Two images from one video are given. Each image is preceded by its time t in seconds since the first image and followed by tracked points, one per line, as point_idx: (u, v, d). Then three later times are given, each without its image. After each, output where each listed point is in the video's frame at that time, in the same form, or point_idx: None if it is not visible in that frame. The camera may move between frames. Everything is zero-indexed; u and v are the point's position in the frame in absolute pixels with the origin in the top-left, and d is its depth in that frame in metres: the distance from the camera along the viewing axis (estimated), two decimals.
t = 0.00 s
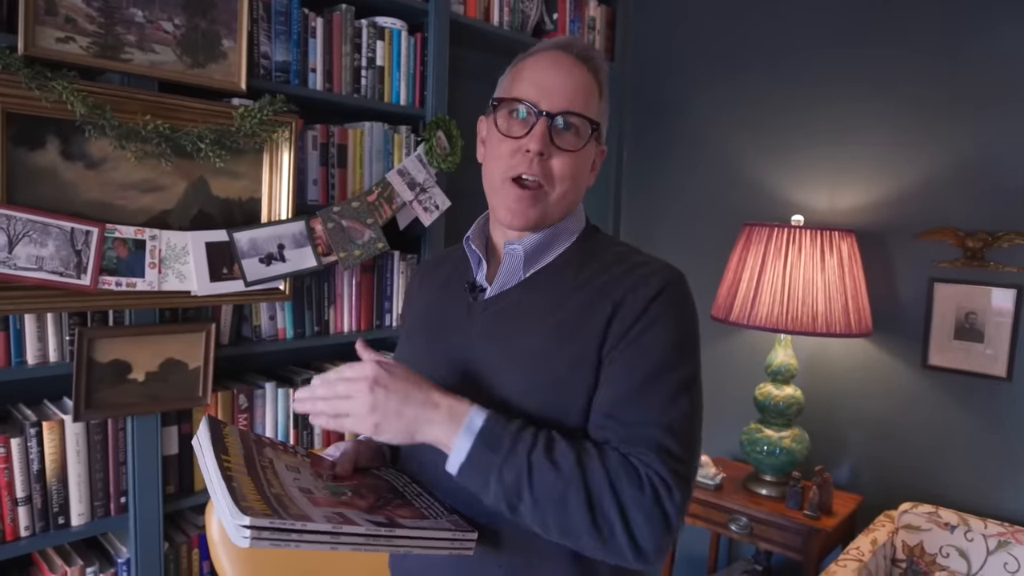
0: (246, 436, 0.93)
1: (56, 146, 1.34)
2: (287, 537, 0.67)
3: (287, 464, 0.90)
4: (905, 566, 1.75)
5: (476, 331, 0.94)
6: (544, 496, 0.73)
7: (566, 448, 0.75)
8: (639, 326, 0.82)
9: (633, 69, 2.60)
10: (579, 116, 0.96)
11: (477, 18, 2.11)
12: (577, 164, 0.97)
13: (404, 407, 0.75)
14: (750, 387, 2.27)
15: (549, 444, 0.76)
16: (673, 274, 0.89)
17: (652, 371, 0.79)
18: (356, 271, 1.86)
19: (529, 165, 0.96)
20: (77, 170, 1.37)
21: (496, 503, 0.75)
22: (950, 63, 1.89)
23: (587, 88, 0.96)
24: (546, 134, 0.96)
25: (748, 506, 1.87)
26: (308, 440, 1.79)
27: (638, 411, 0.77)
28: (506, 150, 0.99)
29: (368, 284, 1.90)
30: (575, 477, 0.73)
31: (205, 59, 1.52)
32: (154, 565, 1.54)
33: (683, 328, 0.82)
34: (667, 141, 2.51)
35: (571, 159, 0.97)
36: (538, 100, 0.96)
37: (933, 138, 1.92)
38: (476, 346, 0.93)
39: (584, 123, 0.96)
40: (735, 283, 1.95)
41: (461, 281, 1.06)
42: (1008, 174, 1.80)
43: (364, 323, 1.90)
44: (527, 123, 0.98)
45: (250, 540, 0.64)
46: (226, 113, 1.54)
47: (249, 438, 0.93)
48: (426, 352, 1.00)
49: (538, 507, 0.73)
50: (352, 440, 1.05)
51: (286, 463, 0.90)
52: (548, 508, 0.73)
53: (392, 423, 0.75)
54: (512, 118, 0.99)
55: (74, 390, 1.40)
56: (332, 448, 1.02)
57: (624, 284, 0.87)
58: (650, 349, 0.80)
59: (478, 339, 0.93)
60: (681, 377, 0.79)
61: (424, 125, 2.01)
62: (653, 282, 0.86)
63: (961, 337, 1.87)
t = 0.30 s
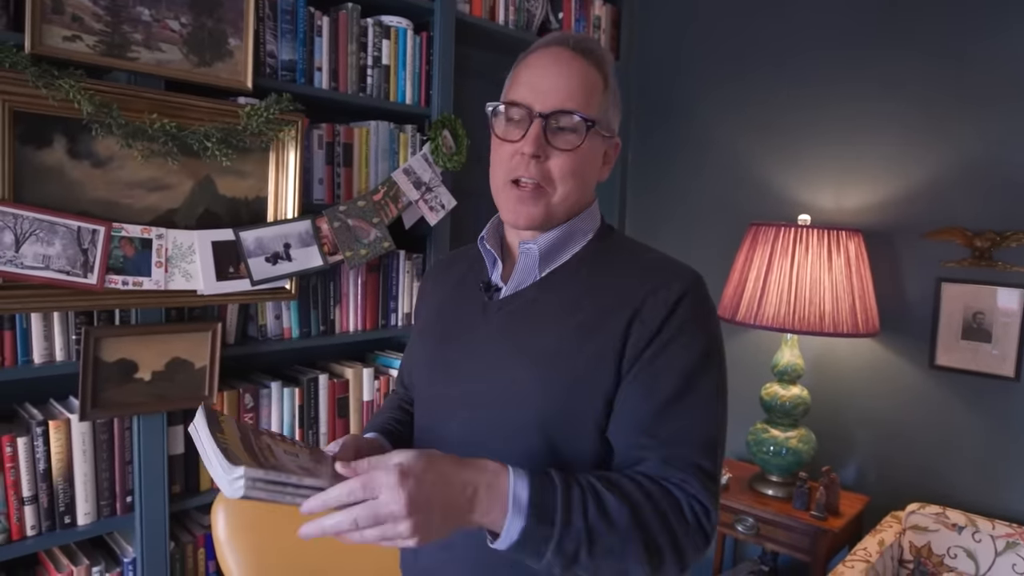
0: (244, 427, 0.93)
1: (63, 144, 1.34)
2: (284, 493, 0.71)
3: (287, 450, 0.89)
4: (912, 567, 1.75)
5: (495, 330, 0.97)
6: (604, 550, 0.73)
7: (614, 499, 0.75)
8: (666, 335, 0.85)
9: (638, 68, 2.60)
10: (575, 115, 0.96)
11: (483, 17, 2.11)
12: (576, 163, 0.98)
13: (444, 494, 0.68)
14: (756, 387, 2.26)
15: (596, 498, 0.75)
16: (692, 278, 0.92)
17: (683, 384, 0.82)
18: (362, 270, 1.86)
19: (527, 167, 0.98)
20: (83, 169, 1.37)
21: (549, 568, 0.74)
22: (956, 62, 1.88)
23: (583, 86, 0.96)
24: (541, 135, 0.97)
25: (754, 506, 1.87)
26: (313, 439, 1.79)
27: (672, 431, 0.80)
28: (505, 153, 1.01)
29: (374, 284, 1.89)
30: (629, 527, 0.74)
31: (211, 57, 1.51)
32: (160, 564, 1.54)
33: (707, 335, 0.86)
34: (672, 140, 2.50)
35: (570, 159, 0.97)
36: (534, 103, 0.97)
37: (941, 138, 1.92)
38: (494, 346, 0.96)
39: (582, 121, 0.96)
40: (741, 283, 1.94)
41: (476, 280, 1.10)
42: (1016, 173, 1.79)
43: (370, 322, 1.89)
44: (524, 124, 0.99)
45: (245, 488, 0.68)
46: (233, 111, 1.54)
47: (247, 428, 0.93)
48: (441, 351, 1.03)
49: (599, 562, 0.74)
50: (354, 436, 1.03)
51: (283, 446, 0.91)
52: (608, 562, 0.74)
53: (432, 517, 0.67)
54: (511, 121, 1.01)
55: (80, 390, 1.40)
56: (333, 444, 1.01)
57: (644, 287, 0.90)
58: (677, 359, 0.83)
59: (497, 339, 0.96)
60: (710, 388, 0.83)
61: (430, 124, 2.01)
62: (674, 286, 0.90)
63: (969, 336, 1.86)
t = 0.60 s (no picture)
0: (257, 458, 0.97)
1: (78, 146, 1.35)
2: (304, 442, 0.79)
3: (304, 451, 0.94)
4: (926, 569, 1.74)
5: (520, 332, 0.99)
6: (628, 558, 0.81)
7: (637, 514, 0.81)
8: (692, 342, 0.88)
9: (647, 69, 2.59)
10: (576, 127, 0.96)
11: (493, 18, 2.11)
12: (582, 175, 0.97)
13: (461, 501, 0.77)
14: (767, 389, 2.26)
15: (618, 512, 0.82)
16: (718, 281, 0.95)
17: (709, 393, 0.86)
18: (373, 271, 1.86)
19: (532, 183, 0.98)
20: (98, 171, 1.38)
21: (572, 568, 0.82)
22: (969, 62, 1.88)
23: (583, 96, 0.95)
24: (544, 150, 0.96)
25: (766, 508, 1.86)
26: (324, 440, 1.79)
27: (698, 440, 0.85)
28: (513, 169, 1.02)
29: (385, 285, 1.90)
30: (650, 539, 0.81)
31: (224, 59, 1.52)
32: (173, 564, 1.54)
33: (732, 341, 0.90)
34: (682, 141, 2.50)
35: (574, 172, 0.97)
36: (536, 118, 0.98)
37: (953, 138, 1.91)
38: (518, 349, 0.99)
39: (584, 133, 0.95)
40: (752, 284, 1.94)
41: (499, 283, 1.11)
42: None
43: (381, 323, 1.89)
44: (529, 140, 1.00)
45: (268, 428, 0.76)
46: (246, 113, 1.54)
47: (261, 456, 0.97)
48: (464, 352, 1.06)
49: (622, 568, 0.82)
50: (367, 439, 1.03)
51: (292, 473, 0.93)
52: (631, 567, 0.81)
53: (448, 518, 0.76)
54: (518, 137, 1.02)
55: (95, 390, 1.40)
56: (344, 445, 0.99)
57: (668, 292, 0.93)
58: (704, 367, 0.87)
59: (522, 341, 0.99)
60: (736, 395, 0.88)
61: (441, 126, 2.01)
62: (700, 291, 0.92)
63: (982, 338, 1.85)
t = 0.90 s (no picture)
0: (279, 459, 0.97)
1: (100, 145, 1.36)
2: (330, 420, 0.80)
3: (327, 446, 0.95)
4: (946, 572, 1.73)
5: (545, 331, 1.00)
6: (647, 550, 0.82)
7: (658, 506, 0.82)
8: (716, 344, 0.88)
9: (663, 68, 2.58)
10: (596, 128, 0.95)
11: (509, 18, 2.11)
12: (604, 176, 0.96)
13: (484, 476, 0.78)
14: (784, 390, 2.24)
15: (640, 503, 0.82)
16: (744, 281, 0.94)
17: (734, 395, 0.86)
18: (390, 271, 1.86)
19: (554, 184, 0.98)
20: (120, 170, 1.39)
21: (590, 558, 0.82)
22: (991, 61, 1.86)
23: (604, 95, 0.95)
24: (564, 150, 0.96)
25: (783, 509, 1.85)
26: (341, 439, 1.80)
27: (723, 441, 0.85)
28: (534, 171, 1.02)
29: (402, 285, 1.90)
30: (670, 532, 0.82)
31: (243, 59, 1.53)
32: (192, 562, 1.55)
33: (759, 344, 0.89)
34: (698, 141, 2.49)
35: (595, 172, 0.96)
36: (557, 119, 0.98)
37: (974, 137, 1.89)
38: (544, 348, 0.99)
39: (605, 133, 0.95)
40: (770, 284, 1.93)
41: (524, 283, 1.12)
42: None
43: (397, 323, 1.90)
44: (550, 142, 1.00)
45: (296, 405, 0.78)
46: (265, 113, 1.55)
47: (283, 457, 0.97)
48: (492, 351, 1.07)
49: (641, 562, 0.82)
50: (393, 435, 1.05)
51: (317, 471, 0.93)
52: (650, 561, 0.82)
53: (468, 494, 0.78)
54: (539, 139, 1.02)
55: (116, 388, 1.41)
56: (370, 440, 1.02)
57: (690, 294, 0.92)
58: (729, 369, 0.87)
59: (547, 341, 0.99)
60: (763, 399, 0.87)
61: (457, 125, 2.01)
62: (725, 293, 0.91)
63: (1004, 339, 1.84)
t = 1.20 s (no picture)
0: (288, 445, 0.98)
1: (118, 144, 1.37)
2: (338, 400, 0.83)
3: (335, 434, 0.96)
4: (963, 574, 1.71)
5: (559, 328, 1.00)
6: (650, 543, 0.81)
7: (663, 500, 0.82)
8: (728, 342, 0.87)
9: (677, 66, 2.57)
10: (602, 124, 0.95)
11: (523, 16, 2.11)
12: (611, 172, 0.96)
13: (489, 456, 0.80)
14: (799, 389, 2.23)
15: (645, 495, 0.82)
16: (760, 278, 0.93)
17: (745, 394, 0.85)
18: (404, 269, 1.87)
19: (561, 181, 0.98)
20: (137, 169, 1.40)
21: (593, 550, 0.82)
22: (1009, 57, 1.84)
23: (609, 91, 0.94)
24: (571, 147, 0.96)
25: (798, 509, 1.84)
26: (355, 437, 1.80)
27: (732, 441, 0.84)
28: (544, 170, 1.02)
29: (415, 283, 1.90)
30: (674, 528, 0.81)
31: (259, 57, 1.53)
32: (207, 557, 1.56)
33: (773, 344, 0.88)
34: (712, 140, 2.48)
35: (602, 169, 0.96)
36: (563, 117, 0.98)
37: (992, 134, 1.87)
38: (558, 345, 0.99)
39: (611, 130, 0.95)
40: (785, 283, 1.91)
41: (540, 280, 1.12)
42: None
43: (411, 320, 1.90)
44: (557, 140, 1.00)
45: (305, 381, 0.81)
46: (281, 111, 1.56)
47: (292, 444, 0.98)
48: (507, 348, 1.07)
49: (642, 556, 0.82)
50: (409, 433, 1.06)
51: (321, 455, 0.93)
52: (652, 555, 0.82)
53: (473, 473, 0.80)
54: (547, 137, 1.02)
55: (133, 385, 1.42)
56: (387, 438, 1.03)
57: (703, 293, 0.91)
58: (742, 368, 0.86)
59: (561, 338, 0.99)
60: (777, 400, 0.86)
61: (470, 124, 2.01)
62: (738, 290, 0.91)
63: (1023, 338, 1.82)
